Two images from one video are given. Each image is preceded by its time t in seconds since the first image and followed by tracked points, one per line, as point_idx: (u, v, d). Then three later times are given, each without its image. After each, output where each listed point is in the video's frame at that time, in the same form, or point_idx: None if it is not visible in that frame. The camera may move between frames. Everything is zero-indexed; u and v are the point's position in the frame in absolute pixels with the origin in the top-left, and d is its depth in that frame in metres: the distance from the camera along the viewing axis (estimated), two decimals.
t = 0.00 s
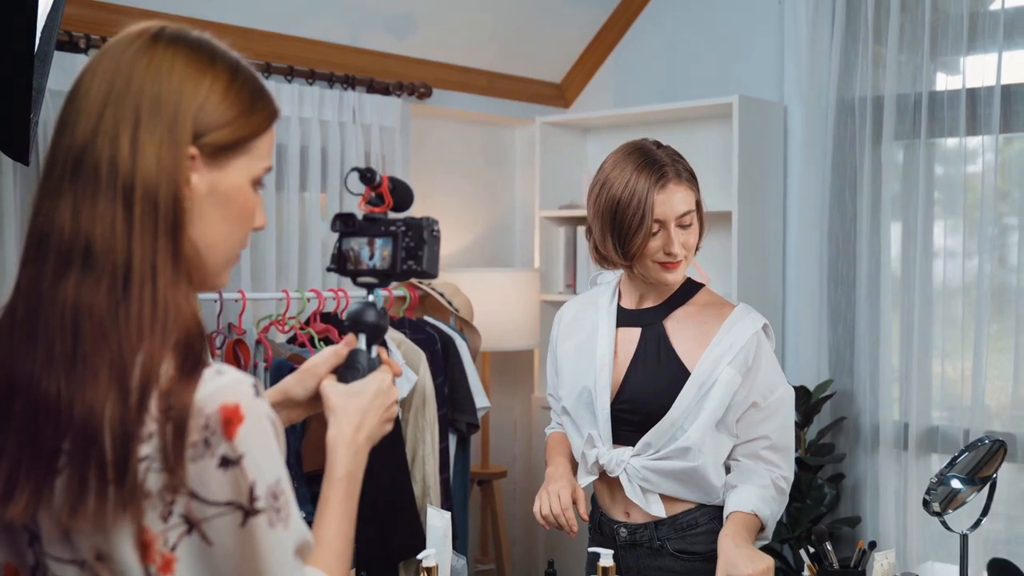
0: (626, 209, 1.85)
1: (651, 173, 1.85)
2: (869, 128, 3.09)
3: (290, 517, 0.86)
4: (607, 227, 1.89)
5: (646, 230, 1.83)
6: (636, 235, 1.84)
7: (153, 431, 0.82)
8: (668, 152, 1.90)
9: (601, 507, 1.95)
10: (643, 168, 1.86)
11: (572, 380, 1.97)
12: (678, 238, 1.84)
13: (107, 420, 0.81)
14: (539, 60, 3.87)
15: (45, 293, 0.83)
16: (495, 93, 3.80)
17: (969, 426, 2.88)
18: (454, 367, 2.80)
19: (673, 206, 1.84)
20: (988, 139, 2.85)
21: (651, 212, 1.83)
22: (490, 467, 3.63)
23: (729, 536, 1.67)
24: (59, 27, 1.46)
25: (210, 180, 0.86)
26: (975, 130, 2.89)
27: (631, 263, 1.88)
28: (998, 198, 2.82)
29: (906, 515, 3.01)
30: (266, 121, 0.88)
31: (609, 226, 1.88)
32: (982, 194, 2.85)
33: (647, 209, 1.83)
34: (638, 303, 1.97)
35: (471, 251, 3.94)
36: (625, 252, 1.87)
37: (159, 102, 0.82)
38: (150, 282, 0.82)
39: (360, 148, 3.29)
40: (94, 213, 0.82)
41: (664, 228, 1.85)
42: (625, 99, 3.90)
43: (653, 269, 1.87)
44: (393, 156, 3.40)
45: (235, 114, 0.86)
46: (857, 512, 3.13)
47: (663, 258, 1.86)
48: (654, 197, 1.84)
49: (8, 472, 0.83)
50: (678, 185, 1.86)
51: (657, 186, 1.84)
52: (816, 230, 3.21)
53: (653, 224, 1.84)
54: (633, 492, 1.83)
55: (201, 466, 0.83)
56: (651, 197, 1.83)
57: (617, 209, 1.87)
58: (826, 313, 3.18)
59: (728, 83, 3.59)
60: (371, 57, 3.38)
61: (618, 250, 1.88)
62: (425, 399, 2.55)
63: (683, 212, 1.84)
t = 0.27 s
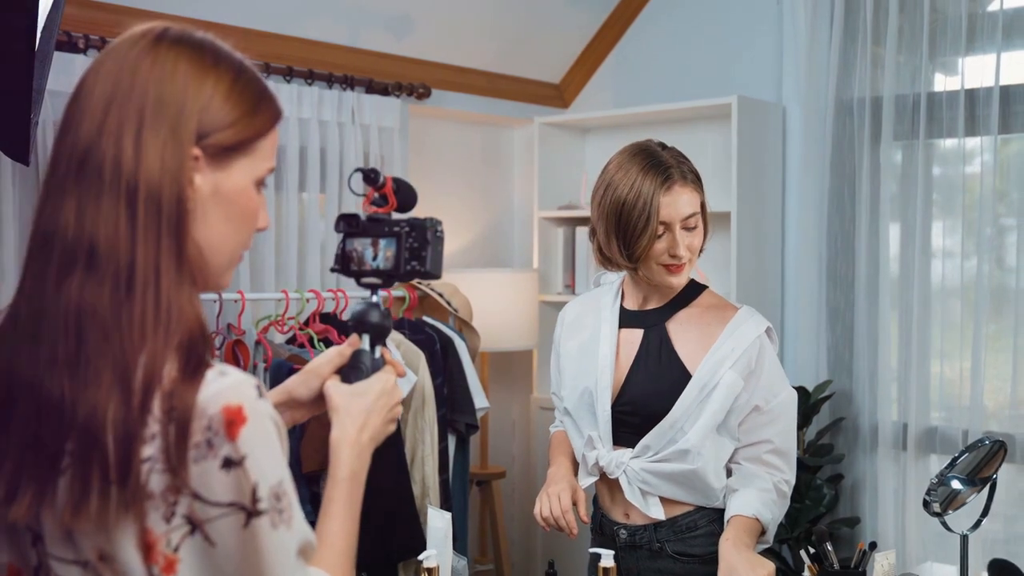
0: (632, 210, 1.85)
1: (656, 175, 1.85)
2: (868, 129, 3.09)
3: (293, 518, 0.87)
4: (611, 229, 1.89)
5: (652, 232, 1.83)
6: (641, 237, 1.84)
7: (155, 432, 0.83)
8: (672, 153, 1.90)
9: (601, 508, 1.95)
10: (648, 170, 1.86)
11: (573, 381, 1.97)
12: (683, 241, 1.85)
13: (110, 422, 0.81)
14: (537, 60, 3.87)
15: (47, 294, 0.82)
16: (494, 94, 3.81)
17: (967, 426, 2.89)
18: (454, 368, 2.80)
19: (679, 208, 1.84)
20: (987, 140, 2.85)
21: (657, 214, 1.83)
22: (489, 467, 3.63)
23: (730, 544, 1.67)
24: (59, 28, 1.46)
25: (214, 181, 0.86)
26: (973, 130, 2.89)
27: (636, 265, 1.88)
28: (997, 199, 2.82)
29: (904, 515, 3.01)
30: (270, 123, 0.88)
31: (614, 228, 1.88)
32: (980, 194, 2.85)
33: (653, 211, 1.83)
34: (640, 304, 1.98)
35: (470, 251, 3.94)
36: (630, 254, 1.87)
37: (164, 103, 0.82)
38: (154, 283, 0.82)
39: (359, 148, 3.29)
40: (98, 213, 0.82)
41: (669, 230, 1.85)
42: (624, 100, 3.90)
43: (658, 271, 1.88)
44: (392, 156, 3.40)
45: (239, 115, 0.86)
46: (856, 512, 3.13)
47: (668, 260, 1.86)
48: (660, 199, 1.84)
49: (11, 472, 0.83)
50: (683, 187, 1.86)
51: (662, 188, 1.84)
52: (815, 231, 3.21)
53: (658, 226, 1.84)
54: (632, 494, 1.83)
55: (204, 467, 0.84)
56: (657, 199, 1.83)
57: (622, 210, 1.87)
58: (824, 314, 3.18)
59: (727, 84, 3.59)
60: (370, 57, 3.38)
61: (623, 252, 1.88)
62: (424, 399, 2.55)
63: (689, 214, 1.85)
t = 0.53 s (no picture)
0: (638, 213, 1.85)
1: (663, 177, 1.84)
2: (869, 129, 3.09)
3: (299, 519, 0.87)
4: (618, 232, 1.89)
5: (659, 235, 1.83)
6: (649, 240, 1.84)
7: (161, 433, 0.83)
8: (679, 155, 1.90)
9: (603, 509, 1.95)
10: (656, 172, 1.85)
11: (577, 381, 1.98)
12: (691, 243, 1.85)
13: (117, 423, 0.81)
14: (538, 61, 3.87)
15: (54, 295, 0.82)
16: (495, 94, 3.81)
17: (968, 426, 2.89)
18: (455, 368, 2.80)
19: (686, 211, 1.84)
20: (988, 140, 2.85)
21: (664, 217, 1.83)
22: (490, 467, 3.63)
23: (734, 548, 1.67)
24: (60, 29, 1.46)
25: (220, 182, 0.86)
26: (974, 131, 2.89)
27: (643, 268, 1.88)
28: (997, 199, 2.83)
29: (905, 515, 3.01)
30: (276, 124, 0.88)
31: (620, 230, 1.88)
32: (981, 194, 2.85)
33: (660, 214, 1.83)
34: (645, 304, 1.97)
35: (470, 252, 3.93)
36: (636, 257, 1.87)
37: (170, 104, 0.82)
38: (160, 284, 0.82)
39: (359, 149, 3.29)
40: (104, 214, 0.82)
41: (676, 233, 1.85)
42: (625, 100, 3.90)
43: (664, 274, 1.88)
44: (393, 157, 3.40)
45: (246, 116, 0.86)
46: (857, 512, 3.13)
47: (675, 263, 1.86)
48: (667, 201, 1.83)
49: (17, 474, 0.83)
50: (690, 189, 1.85)
51: (669, 191, 1.83)
52: (816, 231, 3.22)
53: (665, 229, 1.84)
54: (634, 495, 1.83)
55: (210, 469, 0.84)
56: (664, 202, 1.83)
57: (629, 213, 1.86)
58: (825, 314, 3.18)
59: (728, 84, 3.59)
60: (371, 57, 3.38)
61: (630, 255, 1.88)
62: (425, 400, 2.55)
63: (696, 216, 1.84)
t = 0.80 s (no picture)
0: (644, 216, 1.85)
1: (670, 180, 1.84)
2: (869, 129, 3.09)
3: (305, 520, 0.88)
4: (623, 235, 1.89)
5: (665, 238, 1.83)
6: (655, 243, 1.84)
7: (169, 434, 0.83)
8: (684, 157, 1.90)
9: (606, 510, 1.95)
10: (662, 175, 1.85)
11: (580, 382, 1.97)
12: (697, 246, 1.85)
13: (124, 425, 0.81)
14: (538, 61, 3.87)
15: (61, 296, 0.83)
16: (495, 94, 3.81)
17: (968, 426, 2.89)
18: (455, 369, 2.80)
19: (691, 213, 1.84)
20: (988, 140, 2.85)
21: (670, 219, 1.83)
22: (490, 468, 3.63)
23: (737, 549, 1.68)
24: (62, 30, 1.46)
25: (226, 184, 0.86)
26: (974, 131, 2.89)
27: (649, 271, 1.88)
28: (997, 200, 2.83)
29: (906, 515, 3.01)
30: (282, 126, 0.88)
31: (626, 233, 1.88)
32: (981, 194, 2.85)
33: (666, 217, 1.83)
34: (651, 306, 1.97)
35: (471, 252, 3.93)
36: (642, 260, 1.88)
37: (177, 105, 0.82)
38: (167, 285, 0.82)
39: (360, 150, 3.29)
40: (111, 216, 0.82)
41: (682, 235, 1.85)
42: (625, 100, 3.90)
43: (670, 278, 1.88)
44: (393, 157, 3.40)
45: (252, 118, 0.86)
46: (857, 512, 3.13)
47: (681, 266, 1.86)
48: (673, 204, 1.83)
49: (26, 473, 0.84)
50: (696, 191, 1.86)
51: (676, 193, 1.84)
52: (816, 231, 3.22)
53: (672, 231, 1.84)
54: (636, 497, 1.83)
55: (217, 470, 0.84)
56: (671, 205, 1.83)
57: (635, 216, 1.86)
58: (826, 314, 3.18)
59: (728, 84, 3.59)
60: (371, 58, 3.38)
61: (636, 258, 1.88)
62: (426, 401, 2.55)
63: (702, 219, 1.84)
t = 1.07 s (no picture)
0: (648, 219, 1.85)
1: (673, 183, 1.84)
2: (868, 130, 3.09)
3: (310, 522, 0.87)
4: (627, 238, 1.89)
5: (669, 241, 1.83)
6: (659, 246, 1.84)
7: (174, 436, 0.83)
8: (687, 159, 1.90)
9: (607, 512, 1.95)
10: (665, 178, 1.85)
11: (581, 383, 1.98)
12: (700, 249, 1.85)
13: (129, 427, 0.81)
14: (537, 62, 3.87)
15: (66, 299, 0.83)
16: (493, 95, 3.81)
17: (968, 427, 2.89)
18: (455, 370, 2.80)
19: (695, 216, 1.84)
20: (987, 140, 2.86)
21: (674, 223, 1.83)
22: (490, 469, 3.62)
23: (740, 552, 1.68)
24: (62, 32, 1.46)
25: (232, 186, 0.87)
26: (973, 132, 2.90)
27: (652, 274, 1.88)
28: (995, 200, 2.83)
29: (905, 516, 3.01)
30: (287, 127, 0.89)
31: (630, 236, 1.88)
32: (980, 195, 2.86)
33: (670, 220, 1.83)
34: (653, 308, 1.97)
35: (470, 253, 3.93)
36: (646, 263, 1.88)
37: (182, 107, 0.83)
38: (172, 287, 0.82)
39: (359, 150, 3.29)
40: (116, 218, 0.82)
41: (686, 238, 1.85)
42: (624, 101, 3.90)
43: (673, 280, 1.88)
44: (392, 158, 3.40)
45: (257, 120, 0.86)
46: (856, 513, 3.13)
47: (684, 268, 1.86)
48: (678, 207, 1.84)
49: (31, 475, 0.83)
50: (700, 194, 1.86)
51: (680, 196, 1.84)
52: (815, 232, 3.22)
53: (675, 234, 1.84)
54: (637, 499, 1.84)
55: (223, 471, 0.84)
56: (675, 207, 1.83)
57: (639, 219, 1.86)
58: (824, 314, 3.18)
59: (726, 85, 3.59)
60: (370, 59, 3.39)
61: (640, 262, 1.88)
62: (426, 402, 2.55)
63: (706, 222, 1.85)
